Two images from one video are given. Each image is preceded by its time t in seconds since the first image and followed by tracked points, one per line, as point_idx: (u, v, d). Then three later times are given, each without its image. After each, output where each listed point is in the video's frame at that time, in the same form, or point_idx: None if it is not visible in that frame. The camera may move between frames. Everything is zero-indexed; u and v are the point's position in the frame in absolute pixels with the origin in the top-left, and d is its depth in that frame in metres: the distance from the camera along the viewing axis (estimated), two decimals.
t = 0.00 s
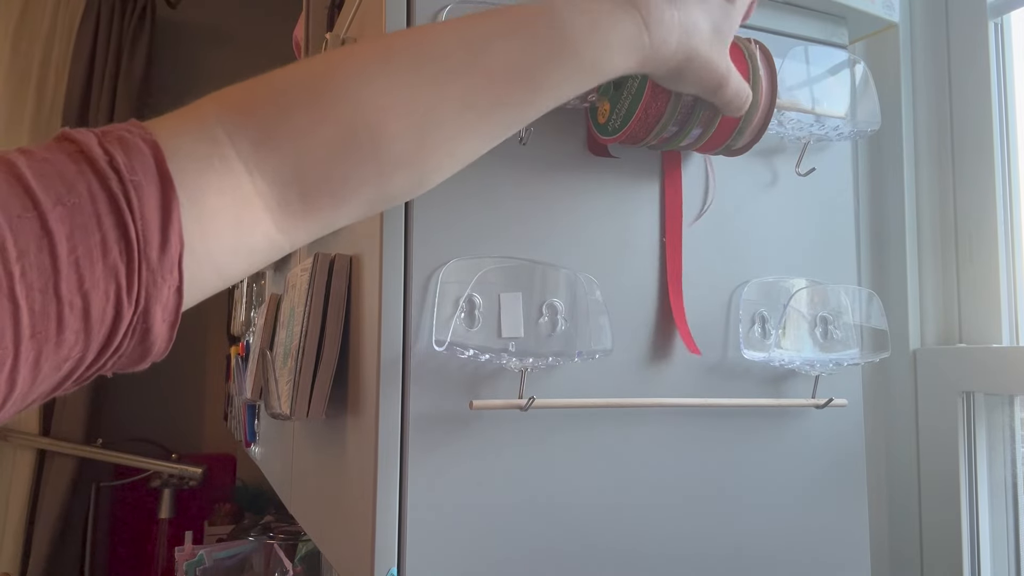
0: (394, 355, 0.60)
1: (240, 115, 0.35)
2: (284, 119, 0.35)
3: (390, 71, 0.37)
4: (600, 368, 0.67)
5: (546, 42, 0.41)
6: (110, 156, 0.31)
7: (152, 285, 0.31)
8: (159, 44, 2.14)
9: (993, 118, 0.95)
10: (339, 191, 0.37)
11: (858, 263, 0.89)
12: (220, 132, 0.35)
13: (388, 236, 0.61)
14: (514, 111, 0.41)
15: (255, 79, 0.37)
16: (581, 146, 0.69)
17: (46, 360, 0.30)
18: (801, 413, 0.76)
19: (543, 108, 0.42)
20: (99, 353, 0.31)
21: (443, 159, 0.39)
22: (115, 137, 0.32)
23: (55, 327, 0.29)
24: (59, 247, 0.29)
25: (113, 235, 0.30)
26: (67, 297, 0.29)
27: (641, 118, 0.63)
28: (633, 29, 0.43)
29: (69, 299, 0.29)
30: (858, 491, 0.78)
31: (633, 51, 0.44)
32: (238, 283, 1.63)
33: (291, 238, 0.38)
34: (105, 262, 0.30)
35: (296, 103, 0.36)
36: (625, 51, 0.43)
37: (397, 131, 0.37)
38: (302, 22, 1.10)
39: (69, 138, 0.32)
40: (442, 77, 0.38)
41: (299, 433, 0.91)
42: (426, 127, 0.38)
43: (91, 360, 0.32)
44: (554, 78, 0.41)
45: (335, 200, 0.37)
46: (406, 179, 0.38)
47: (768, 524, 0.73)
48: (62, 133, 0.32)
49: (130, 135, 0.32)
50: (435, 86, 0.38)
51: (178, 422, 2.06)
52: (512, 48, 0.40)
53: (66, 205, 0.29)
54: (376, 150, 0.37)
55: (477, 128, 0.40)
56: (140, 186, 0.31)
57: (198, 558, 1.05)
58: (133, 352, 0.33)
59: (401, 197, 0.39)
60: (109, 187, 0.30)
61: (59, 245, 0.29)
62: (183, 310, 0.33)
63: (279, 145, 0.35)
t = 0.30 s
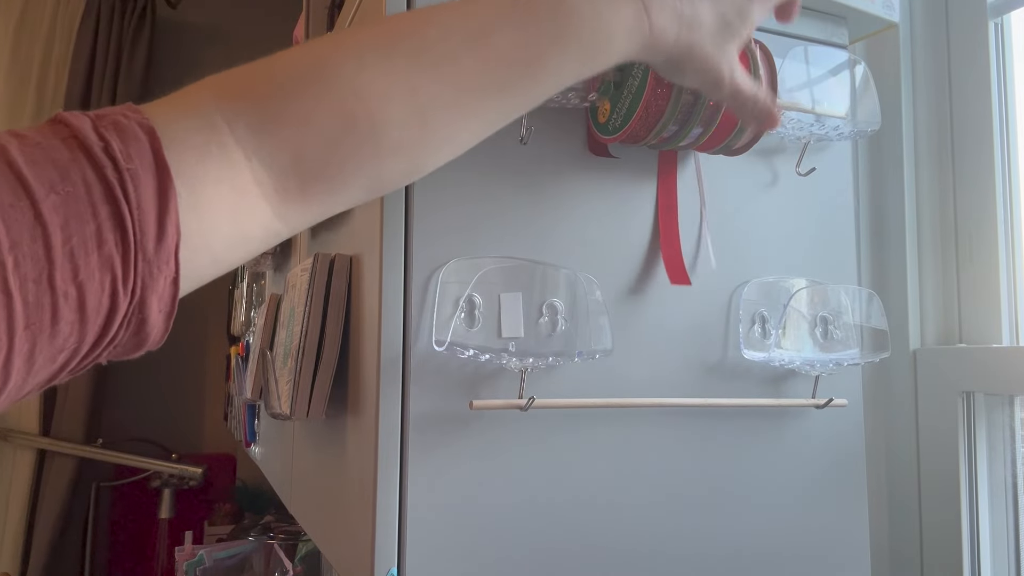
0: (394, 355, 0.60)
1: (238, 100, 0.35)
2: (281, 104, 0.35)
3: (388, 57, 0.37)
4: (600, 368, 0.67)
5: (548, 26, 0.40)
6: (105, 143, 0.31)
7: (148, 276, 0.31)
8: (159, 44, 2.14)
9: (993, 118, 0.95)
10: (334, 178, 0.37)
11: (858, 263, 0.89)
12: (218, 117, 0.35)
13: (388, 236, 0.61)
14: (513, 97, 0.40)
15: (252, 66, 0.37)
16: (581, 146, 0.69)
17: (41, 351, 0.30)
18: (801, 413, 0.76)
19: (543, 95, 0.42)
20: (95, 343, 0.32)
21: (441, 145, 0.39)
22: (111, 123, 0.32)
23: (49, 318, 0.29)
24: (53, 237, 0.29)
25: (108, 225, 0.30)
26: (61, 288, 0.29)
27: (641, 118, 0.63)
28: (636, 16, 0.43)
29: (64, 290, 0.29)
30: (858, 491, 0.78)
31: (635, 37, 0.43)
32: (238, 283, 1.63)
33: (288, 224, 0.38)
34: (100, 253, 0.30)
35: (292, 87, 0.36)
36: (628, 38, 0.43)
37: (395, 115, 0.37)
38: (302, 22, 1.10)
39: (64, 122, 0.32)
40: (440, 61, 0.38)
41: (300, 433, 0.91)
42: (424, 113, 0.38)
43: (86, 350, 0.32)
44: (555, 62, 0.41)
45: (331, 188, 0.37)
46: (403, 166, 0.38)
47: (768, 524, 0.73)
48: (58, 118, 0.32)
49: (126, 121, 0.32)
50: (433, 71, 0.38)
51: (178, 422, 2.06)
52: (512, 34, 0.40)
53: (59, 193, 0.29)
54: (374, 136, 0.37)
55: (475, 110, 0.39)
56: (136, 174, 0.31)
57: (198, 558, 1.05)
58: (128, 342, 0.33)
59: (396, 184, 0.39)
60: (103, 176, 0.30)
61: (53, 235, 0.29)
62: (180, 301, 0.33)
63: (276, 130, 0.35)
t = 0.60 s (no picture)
0: (394, 354, 0.60)
1: (209, 105, 0.36)
2: (248, 108, 0.37)
3: (350, 60, 0.38)
4: (600, 368, 0.67)
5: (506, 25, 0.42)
6: (85, 143, 0.31)
7: (133, 268, 0.31)
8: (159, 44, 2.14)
9: (993, 118, 0.95)
10: (304, 178, 0.38)
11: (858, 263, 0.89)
12: (189, 120, 0.36)
13: (388, 236, 0.61)
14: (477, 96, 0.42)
15: (221, 74, 0.38)
16: (581, 146, 0.69)
17: (33, 347, 0.30)
18: (802, 413, 0.76)
19: (509, 92, 0.43)
20: (83, 338, 0.31)
21: (408, 144, 0.40)
22: (89, 127, 0.32)
23: (42, 313, 0.29)
24: (44, 233, 0.29)
25: (96, 219, 0.30)
26: (53, 282, 0.29)
27: (637, 119, 0.63)
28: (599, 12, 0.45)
29: (56, 284, 0.29)
30: (858, 491, 0.78)
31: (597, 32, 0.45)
32: (238, 283, 1.63)
33: (262, 223, 0.39)
34: (89, 246, 0.30)
35: (258, 92, 0.37)
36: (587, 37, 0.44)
37: (360, 114, 0.38)
38: (302, 22, 1.10)
39: (42, 129, 0.32)
40: (403, 62, 0.39)
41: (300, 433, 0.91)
42: (388, 113, 0.39)
43: (74, 346, 0.31)
44: (515, 57, 0.42)
45: (301, 188, 0.38)
46: (371, 166, 0.40)
47: (769, 524, 0.73)
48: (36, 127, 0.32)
49: (104, 125, 0.32)
50: (396, 71, 0.39)
51: (178, 422, 2.06)
52: (472, 33, 0.41)
53: (47, 190, 0.29)
54: (341, 137, 0.38)
55: (440, 108, 0.41)
56: (118, 170, 0.31)
57: (198, 558, 1.05)
58: (116, 337, 0.33)
59: (366, 184, 0.41)
60: (87, 172, 0.30)
61: (44, 230, 0.29)
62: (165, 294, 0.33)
63: (244, 134, 0.36)
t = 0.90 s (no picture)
0: (394, 355, 0.60)
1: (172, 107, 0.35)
2: (206, 107, 0.35)
3: (312, 53, 0.36)
4: (600, 368, 0.67)
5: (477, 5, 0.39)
6: (61, 143, 0.31)
7: (114, 262, 0.31)
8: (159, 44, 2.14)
9: (993, 118, 0.95)
10: (274, 178, 0.36)
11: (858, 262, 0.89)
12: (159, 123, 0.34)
13: (388, 236, 0.61)
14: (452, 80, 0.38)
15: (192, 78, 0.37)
16: (581, 146, 0.69)
17: (16, 344, 0.29)
18: (802, 413, 0.76)
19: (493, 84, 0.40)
20: (66, 337, 0.31)
21: (381, 139, 0.37)
22: (65, 131, 0.32)
23: (26, 307, 0.29)
24: (26, 226, 0.28)
25: (75, 213, 0.29)
26: (37, 275, 0.28)
27: (639, 119, 0.63)
28: None
29: (39, 278, 0.29)
30: (857, 491, 0.78)
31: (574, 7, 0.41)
32: (237, 283, 1.63)
33: (237, 228, 0.37)
34: (71, 239, 0.29)
35: (218, 90, 0.35)
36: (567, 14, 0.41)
37: (327, 111, 0.36)
38: (302, 22, 1.10)
39: (19, 138, 0.31)
40: (368, 49, 0.37)
41: (300, 432, 0.91)
42: (355, 105, 0.36)
43: (58, 345, 0.31)
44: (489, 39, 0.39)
45: (274, 189, 0.36)
46: (343, 164, 0.37)
47: (769, 523, 0.73)
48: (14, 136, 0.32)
49: (80, 128, 0.32)
50: (361, 59, 0.36)
51: (178, 422, 2.06)
52: (441, 14, 0.38)
53: (27, 186, 0.29)
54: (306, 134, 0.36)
55: (420, 103, 0.38)
56: (95, 167, 0.31)
57: (198, 558, 1.05)
58: (99, 337, 0.32)
59: (343, 183, 0.38)
60: (65, 168, 0.30)
61: (26, 225, 0.28)
62: (147, 292, 0.33)
63: (205, 135, 0.35)
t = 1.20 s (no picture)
0: (394, 355, 0.60)
1: (169, 137, 0.38)
2: (206, 145, 0.38)
3: (308, 103, 0.40)
4: (600, 368, 0.67)
5: (459, 73, 0.44)
6: (53, 163, 0.32)
7: (101, 283, 0.32)
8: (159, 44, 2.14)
9: (993, 118, 0.95)
10: (258, 213, 0.40)
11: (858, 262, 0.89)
12: (149, 150, 0.38)
13: (388, 237, 0.61)
14: (430, 143, 0.44)
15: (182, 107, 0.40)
16: (581, 146, 0.69)
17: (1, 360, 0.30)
18: (802, 413, 0.76)
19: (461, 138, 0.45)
20: (49, 353, 0.32)
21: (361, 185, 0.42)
22: (56, 150, 0.33)
23: (16, 324, 0.30)
24: (17, 246, 0.30)
25: (67, 234, 0.31)
26: (27, 293, 0.30)
27: (640, 123, 0.63)
28: (545, 59, 0.48)
29: (30, 296, 0.30)
30: (857, 490, 0.78)
31: (548, 80, 0.48)
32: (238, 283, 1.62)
33: (216, 251, 0.41)
34: (61, 259, 0.31)
35: (215, 128, 0.39)
36: (540, 84, 0.48)
37: (311, 154, 0.40)
38: (302, 22, 1.10)
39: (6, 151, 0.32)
40: (360, 107, 0.41)
41: (300, 433, 0.91)
42: (341, 156, 0.41)
43: (39, 360, 0.32)
44: (468, 107, 0.45)
45: (255, 222, 0.41)
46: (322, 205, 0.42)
47: (769, 523, 0.73)
48: None
49: (71, 148, 0.34)
50: (342, 112, 0.41)
51: (178, 422, 2.06)
52: (426, 80, 0.43)
53: (19, 206, 0.30)
54: (296, 179, 0.40)
55: (394, 154, 0.43)
56: (87, 189, 0.32)
57: (198, 558, 1.05)
58: (81, 352, 0.33)
59: (318, 220, 0.42)
60: (58, 190, 0.31)
61: (19, 244, 0.30)
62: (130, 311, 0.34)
63: (202, 167, 0.38)
